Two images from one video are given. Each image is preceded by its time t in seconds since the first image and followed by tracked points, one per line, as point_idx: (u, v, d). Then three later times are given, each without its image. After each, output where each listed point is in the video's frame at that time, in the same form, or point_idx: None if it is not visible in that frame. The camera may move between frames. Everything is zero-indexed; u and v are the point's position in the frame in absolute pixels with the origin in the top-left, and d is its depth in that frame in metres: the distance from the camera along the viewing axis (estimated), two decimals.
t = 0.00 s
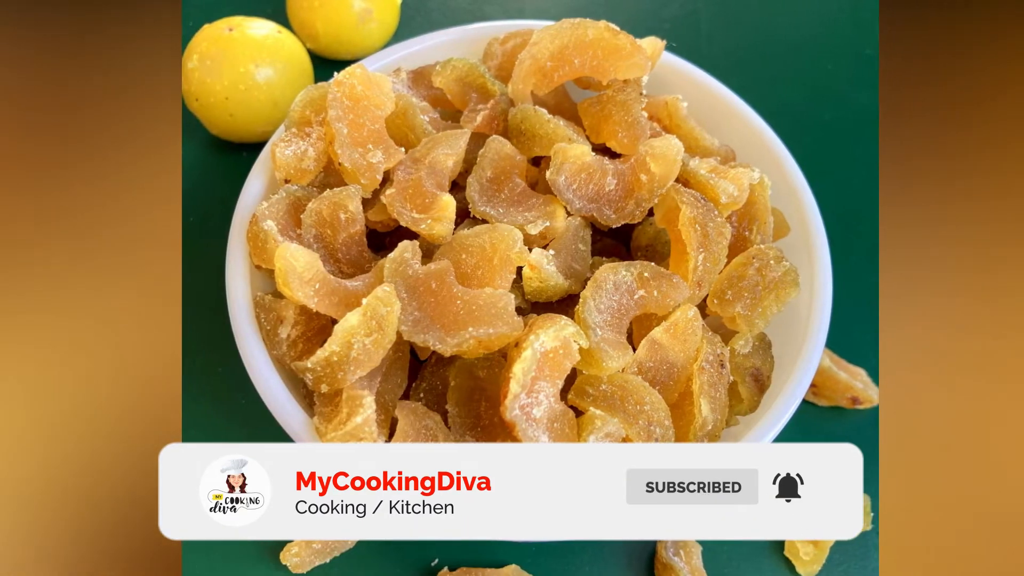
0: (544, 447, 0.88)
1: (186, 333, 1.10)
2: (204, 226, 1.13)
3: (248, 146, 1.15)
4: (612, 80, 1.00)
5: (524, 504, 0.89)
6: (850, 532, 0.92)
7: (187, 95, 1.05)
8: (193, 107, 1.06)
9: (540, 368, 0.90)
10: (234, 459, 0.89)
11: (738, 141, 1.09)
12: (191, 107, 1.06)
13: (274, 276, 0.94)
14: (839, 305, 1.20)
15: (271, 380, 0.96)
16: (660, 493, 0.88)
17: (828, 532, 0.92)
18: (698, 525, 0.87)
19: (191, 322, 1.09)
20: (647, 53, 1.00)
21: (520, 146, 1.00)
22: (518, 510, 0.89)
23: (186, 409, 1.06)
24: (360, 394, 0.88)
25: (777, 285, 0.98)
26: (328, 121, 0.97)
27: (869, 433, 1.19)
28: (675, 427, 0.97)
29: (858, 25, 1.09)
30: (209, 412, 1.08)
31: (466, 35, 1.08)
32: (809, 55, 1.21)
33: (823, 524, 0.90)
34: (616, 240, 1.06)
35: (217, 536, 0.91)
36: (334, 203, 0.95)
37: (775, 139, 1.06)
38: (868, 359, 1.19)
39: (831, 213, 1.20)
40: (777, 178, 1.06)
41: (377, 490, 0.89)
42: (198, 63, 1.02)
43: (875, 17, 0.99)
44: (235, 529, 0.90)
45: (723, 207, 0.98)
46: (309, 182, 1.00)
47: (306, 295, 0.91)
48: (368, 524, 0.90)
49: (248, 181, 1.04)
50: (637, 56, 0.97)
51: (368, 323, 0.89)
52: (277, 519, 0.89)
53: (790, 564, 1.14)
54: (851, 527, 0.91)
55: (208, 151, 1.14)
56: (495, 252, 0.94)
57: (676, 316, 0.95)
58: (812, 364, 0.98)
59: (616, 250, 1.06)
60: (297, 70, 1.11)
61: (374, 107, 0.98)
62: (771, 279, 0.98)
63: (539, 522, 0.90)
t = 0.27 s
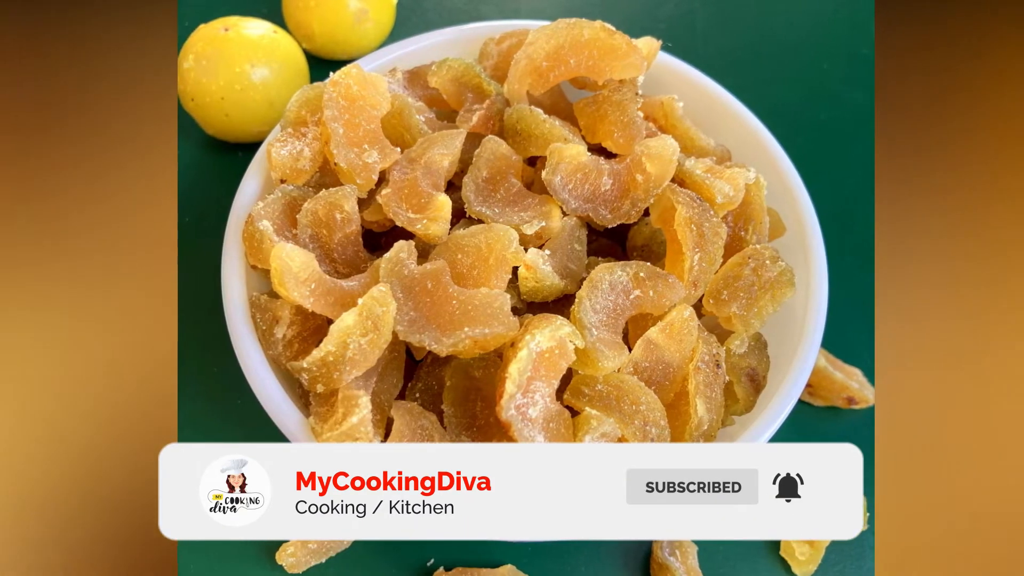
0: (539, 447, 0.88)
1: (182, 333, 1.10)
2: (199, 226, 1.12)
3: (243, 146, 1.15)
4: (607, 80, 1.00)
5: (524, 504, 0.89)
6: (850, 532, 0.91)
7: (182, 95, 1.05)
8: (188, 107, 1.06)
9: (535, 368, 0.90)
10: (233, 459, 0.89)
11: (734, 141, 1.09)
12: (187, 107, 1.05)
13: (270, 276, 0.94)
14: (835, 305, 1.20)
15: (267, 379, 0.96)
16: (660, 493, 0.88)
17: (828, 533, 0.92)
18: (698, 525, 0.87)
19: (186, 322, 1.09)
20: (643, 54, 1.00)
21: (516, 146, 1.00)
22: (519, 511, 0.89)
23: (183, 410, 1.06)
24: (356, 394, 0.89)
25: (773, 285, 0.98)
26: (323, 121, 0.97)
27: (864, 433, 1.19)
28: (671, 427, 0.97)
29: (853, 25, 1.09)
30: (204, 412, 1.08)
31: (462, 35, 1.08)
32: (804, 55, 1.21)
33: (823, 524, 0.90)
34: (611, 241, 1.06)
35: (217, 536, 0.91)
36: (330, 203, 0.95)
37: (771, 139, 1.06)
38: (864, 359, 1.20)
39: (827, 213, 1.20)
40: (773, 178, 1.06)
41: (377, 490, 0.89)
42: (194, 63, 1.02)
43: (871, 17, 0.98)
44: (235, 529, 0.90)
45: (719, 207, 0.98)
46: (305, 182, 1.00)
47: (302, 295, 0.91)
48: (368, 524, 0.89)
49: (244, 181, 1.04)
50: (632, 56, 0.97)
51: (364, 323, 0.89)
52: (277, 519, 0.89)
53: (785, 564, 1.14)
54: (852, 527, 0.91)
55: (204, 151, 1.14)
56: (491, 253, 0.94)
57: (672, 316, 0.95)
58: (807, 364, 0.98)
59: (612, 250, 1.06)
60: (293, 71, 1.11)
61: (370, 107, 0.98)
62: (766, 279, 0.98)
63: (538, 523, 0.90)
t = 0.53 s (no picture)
0: (535, 447, 0.88)
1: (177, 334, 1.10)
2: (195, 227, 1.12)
3: (239, 146, 1.17)
4: (603, 80, 1.00)
5: (524, 504, 0.89)
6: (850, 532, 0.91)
7: (178, 95, 1.04)
8: (184, 106, 1.05)
9: (532, 368, 0.90)
10: (233, 459, 0.89)
11: (729, 141, 1.09)
12: (182, 107, 1.05)
13: (266, 276, 0.94)
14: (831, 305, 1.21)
15: (263, 379, 0.96)
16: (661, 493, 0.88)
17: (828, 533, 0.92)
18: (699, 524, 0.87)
19: (182, 322, 1.10)
20: (639, 54, 1.00)
21: (511, 146, 1.00)
22: (519, 511, 0.88)
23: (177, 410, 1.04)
24: (352, 394, 0.89)
25: (768, 285, 0.98)
26: (319, 121, 0.97)
27: (860, 433, 1.19)
28: (667, 427, 0.97)
29: (848, 24, 1.08)
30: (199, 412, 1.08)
31: (458, 35, 1.08)
32: (799, 55, 1.22)
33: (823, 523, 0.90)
34: (607, 241, 1.06)
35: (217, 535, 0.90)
36: (326, 203, 0.95)
37: (766, 139, 1.06)
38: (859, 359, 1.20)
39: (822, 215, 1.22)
40: (769, 178, 1.06)
41: (377, 490, 0.88)
42: (190, 63, 1.02)
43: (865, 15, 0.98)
44: (235, 529, 0.90)
45: (715, 207, 0.98)
46: (301, 182, 1.00)
47: (298, 295, 0.90)
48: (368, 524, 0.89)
49: (240, 181, 1.04)
50: (628, 56, 0.98)
51: (360, 323, 0.89)
52: (276, 519, 0.89)
53: (781, 564, 1.14)
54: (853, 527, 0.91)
55: (199, 151, 1.14)
56: (486, 252, 0.94)
57: (668, 316, 0.96)
58: (803, 365, 0.98)
59: (608, 250, 1.06)
60: (288, 71, 1.11)
61: (366, 107, 0.98)
62: (762, 279, 0.98)
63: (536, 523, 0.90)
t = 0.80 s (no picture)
0: (531, 447, 0.88)
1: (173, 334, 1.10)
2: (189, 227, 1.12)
3: (235, 146, 1.17)
4: (599, 80, 1.00)
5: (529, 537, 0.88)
6: None
7: (174, 95, 1.04)
8: (180, 107, 1.06)
9: (528, 368, 0.89)
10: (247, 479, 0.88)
11: (726, 141, 1.09)
12: (178, 107, 1.05)
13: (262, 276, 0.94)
14: (827, 305, 1.22)
15: (258, 379, 0.96)
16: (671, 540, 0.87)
17: None
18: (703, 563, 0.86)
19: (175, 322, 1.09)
20: (635, 54, 1.00)
21: (508, 146, 1.00)
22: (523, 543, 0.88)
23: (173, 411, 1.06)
24: (348, 394, 0.88)
25: (765, 285, 0.98)
26: (315, 121, 0.97)
27: (856, 433, 1.20)
28: (663, 427, 0.97)
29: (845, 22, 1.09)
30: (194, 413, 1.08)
31: (454, 35, 1.08)
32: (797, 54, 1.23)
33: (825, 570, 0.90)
34: (603, 240, 1.06)
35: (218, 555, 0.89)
36: (322, 203, 0.95)
37: (762, 139, 1.07)
38: (855, 359, 1.21)
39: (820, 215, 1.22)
40: (765, 178, 1.06)
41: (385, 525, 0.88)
42: (186, 63, 1.02)
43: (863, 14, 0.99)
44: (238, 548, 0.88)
45: (711, 207, 0.98)
46: (297, 182, 1.00)
47: (294, 295, 0.90)
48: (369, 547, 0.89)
49: (236, 181, 1.04)
50: (624, 56, 0.98)
51: (356, 323, 0.89)
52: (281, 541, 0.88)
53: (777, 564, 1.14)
54: None
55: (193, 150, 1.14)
56: (483, 252, 0.94)
57: (664, 316, 0.96)
58: (800, 364, 0.98)
59: (604, 250, 1.06)
60: (285, 71, 1.11)
61: (362, 107, 0.98)
62: (758, 279, 0.98)
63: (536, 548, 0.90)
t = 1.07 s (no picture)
0: (527, 447, 0.88)
1: (169, 333, 1.11)
2: (187, 225, 1.17)
3: (231, 146, 1.16)
4: (595, 80, 1.00)
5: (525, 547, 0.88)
6: None
7: (171, 95, 1.06)
8: (177, 106, 1.07)
9: (524, 368, 0.89)
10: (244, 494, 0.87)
11: (722, 141, 1.09)
12: (175, 107, 1.07)
13: (258, 276, 0.94)
14: (822, 303, 1.24)
15: (254, 379, 0.96)
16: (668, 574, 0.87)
17: None
18: None
19: (174, 323, 1.12)
20: (631, 54, 1.00)
21: (503, 146, 1.01)
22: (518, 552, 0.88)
23: (170, 410, 1.09)
24: (344, 394, 0.88)
25: (760, 285, 0.98)
26: (311, 121, 0.97)
27: (851, 433, 1.21)
28: (659, 427, 0.97)
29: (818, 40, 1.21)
30: (191, 414, 1.10)
31: (450, 35, 1.08)
32: (794, 53, 1.28)
33: None
34: (598, 240, 1.06)
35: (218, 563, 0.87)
36: (318, 203, 0.95)
37: (758, 139, 1.07)
38: (849, 358, 1.22)
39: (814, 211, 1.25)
40: (761, 178, 1.06)
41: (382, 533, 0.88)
42: (182, 63, 1.03)
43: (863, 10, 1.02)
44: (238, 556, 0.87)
45: (706, 207, 0.98)
46: (293, 182, 1.00)
47: (290, 295, 0.90)
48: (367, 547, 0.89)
49: (232, 181, 1.04)
50: (620, 56, 0.98)
51: (352, 323, 0.89)
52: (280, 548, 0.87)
53: (773, 564, 1.15)
54: None
55: (192, 151, 1.16)
56: (478, 253, 0.94)
57: (660, 316, 0.96)
58: (795, 364, 0.98)
59: (599, 250, 1.06)
60: (281, 71, 1.10)
61: (358, 107, 0.98)
62: (754, 279, 0.98)
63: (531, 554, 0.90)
